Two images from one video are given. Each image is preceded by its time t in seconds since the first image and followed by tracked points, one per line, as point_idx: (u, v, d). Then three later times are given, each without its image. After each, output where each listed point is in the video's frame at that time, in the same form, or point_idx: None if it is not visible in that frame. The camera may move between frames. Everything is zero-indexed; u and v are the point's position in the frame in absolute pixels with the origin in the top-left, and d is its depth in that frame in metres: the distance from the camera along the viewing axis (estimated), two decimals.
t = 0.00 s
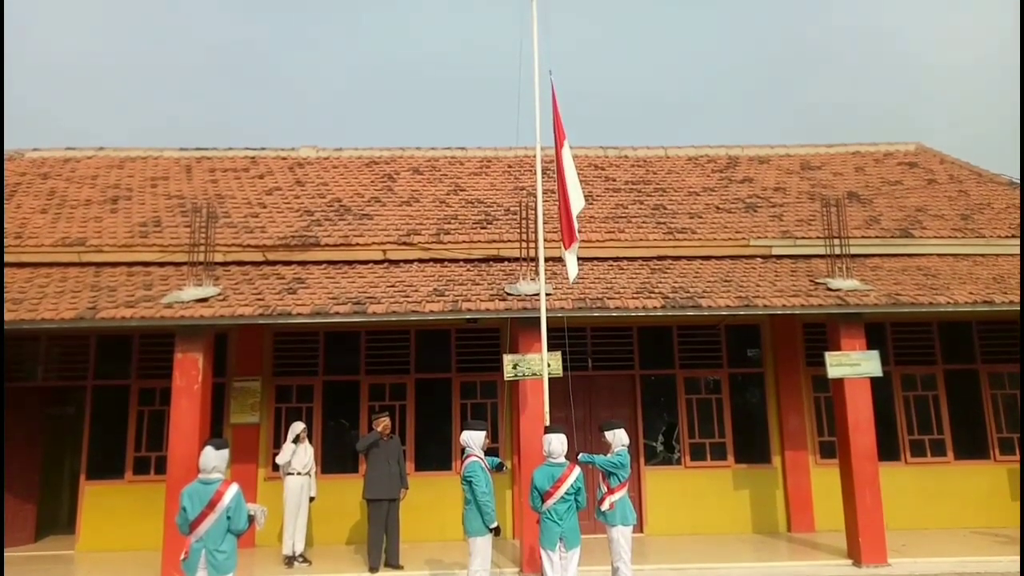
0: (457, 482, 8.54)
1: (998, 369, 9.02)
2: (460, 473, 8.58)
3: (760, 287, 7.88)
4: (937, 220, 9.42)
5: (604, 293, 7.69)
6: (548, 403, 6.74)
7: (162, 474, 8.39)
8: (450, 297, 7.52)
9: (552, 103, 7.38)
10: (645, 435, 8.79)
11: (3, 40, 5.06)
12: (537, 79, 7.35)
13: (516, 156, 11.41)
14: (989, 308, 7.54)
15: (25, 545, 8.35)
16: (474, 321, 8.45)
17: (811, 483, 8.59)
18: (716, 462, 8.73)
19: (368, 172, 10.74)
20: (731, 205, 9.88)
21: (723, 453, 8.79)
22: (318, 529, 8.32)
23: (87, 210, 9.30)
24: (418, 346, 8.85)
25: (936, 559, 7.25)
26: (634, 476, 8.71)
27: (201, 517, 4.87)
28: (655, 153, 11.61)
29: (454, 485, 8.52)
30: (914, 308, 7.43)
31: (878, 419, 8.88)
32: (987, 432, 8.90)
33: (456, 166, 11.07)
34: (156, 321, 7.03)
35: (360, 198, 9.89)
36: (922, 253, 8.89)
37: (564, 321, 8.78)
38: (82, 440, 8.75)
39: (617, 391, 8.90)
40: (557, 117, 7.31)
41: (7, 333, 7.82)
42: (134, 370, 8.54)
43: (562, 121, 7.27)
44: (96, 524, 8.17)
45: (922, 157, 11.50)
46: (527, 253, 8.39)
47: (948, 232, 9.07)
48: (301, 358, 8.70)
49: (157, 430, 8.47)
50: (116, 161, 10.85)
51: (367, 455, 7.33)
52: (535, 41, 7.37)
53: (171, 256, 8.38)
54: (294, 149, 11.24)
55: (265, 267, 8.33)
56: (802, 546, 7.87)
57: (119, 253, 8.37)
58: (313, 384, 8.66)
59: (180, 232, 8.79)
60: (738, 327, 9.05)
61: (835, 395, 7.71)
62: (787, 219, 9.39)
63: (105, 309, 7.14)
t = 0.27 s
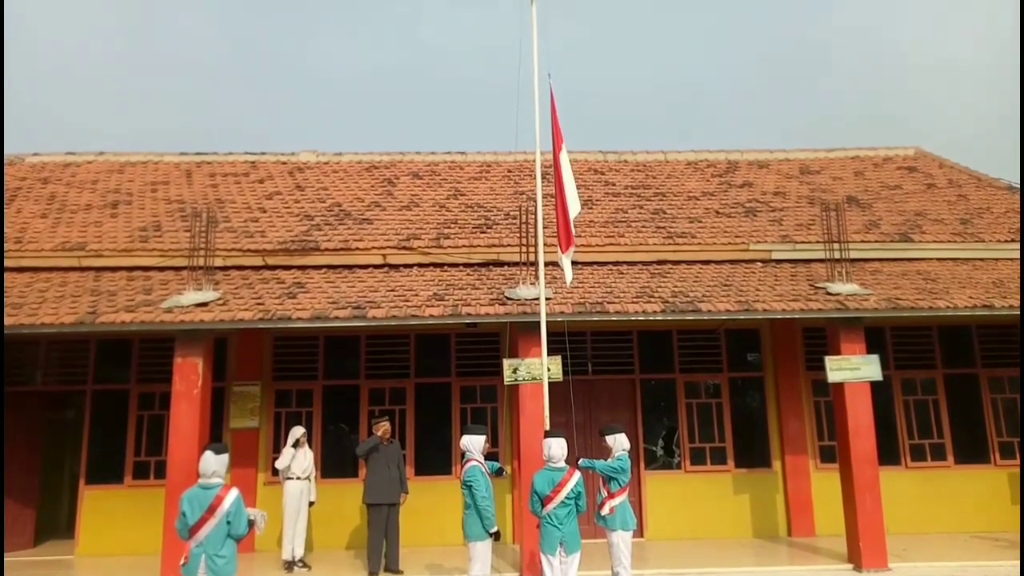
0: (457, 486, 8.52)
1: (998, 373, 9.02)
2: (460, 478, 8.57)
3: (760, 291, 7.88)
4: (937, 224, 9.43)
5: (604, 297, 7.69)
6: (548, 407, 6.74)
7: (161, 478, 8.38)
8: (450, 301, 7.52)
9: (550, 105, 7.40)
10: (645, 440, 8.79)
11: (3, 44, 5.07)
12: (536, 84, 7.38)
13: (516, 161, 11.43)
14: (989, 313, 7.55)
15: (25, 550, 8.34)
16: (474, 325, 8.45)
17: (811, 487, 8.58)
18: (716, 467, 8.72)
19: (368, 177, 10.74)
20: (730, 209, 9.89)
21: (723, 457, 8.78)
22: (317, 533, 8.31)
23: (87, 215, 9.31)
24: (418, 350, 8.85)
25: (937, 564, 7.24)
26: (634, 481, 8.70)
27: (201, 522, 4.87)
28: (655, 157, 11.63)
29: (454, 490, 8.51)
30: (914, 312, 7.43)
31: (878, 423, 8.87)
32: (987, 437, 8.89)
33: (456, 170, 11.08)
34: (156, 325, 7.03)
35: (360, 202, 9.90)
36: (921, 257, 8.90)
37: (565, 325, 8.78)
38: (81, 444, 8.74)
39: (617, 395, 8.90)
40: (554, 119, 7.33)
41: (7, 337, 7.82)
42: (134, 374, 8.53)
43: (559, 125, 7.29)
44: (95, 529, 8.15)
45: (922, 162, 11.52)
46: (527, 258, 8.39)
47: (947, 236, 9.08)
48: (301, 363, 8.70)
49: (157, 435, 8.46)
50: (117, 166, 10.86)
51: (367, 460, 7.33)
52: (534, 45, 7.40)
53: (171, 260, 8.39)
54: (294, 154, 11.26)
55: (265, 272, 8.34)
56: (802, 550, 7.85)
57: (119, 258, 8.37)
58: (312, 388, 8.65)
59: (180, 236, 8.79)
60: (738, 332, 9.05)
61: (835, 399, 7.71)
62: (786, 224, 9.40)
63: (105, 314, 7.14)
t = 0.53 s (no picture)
0: (457, 489, 8.51)
1: (999, 376, 9.01)
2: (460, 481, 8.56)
3: (760, 293, 7.88)
4: (936, 227, 9.43)
5: (604, 300, 7.69)
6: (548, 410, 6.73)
7: (161, 481, 8.37)
8: (450, 304, 7.52)
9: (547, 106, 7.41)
10: (645, 443, 8.78)
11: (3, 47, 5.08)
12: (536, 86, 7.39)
13: (516, 163, 11.43)
14: (989, 315, 7.54)
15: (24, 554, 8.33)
16: (474, 328, 8.45)
17: (812, 490, 8.57)
18: (716, 470, 8.72)
19: (368, 179, 10.75)
20: (730, 212, 9.89)
21: (723, 460, 8.77)
22: (317, 536, 8.30)
23: (87, 218, 9.30)
24: (418, 353, 8.84)
25: (938, 567, 7.23)
26: (634, 484, 8.69)
27: (201, 526, 4.86)
28: (655, 160, 11.63)
29: (454, 493, 8.50)
30: (914, 315, 7.43)
31: (878, 425, 8.86)
32: (988, 439, 8.88)
33: (456, 173, 11.09)
34: (156, 328, 7.02)
35: (359, 205, 9.90)
36: (921, 259, 8.89)
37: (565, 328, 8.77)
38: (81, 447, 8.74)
39: (617, 398, 8.89)
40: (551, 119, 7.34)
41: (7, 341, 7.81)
42: (133, 377, 8.53)
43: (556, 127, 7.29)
44: (95, 532, 8.14)
45: (921, 164, 11.52)
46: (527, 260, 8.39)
47: (947, 238, 9.08)
48: (301, 366, 8.69)
49: (156, 438, 8.46)
50: (117, 169, 10.86)
51: (367, 463, 7.32)
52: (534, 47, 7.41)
53: (171, 263, 8.39)
54: (294, 157, 11.26)
55: (265, 275, 8.34)
56: (802, 553, 7.84)
57: (119, 260, 8.37)
58: (312, 391, 8.65)
59: (180, 239, 8.79)
60: (738, 334, 9.05)
61: (835, 402, 7.70)
62: (786, 226, 9.40)
63: (105, 317, 7.14)
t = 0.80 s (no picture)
0: (456, 494, 8.50)
1: (998, 381, 9.02)
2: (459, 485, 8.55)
3: (759, 298, 7.89)
4: (935, 231, 9.44)
5: (604, 304, 7.69)
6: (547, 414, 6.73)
7: (159, 486, 8.36)
8: (449, 308, 7.52)
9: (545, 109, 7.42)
10: (644, 447, 8.77)
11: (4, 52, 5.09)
12: (535, 89, 7.40)
13: (515, 168, 11.45)
14: (988, 319, 7.55)
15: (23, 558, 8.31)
16: (473, 332, 8.45)
17: (811, 495, 8.56)
18: (716, 474, 8.71)
19: (368, 183, 10.76)
20: (730, 216, 9.90)
21: (723, 464, 8.76)
22: (316, 541, 8.28)
23: (87, 222, 9.31)
24: (417, 357, 8.84)
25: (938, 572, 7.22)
26: (634, 488, 8.68)
27: (200, 531, 4.86)
28: (655, 164, 11.65)
29: (453, 497, 8.49)
30: (913, 319, 7.44)
31: (878, 430, 8.86)
32: (987, 444, 8.88)
33: (456, 177, 11.10)
34: (156, 332, 7.03)
35: (359, 209, 9.91)
36: (920, 264, 8.90)
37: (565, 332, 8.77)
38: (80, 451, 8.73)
39: (617, 402, 8.89)
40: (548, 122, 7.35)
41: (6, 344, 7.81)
42: (133, 382, 8.53)
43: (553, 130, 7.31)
44: (93, 537, 8.13)
45: (921, 169, 11.53)
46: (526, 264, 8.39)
47: (946, 243, 9.09)
48: (300, 370, 8.69)
49: (155, 442, 8.45)
50: (117, 173, 10.87)
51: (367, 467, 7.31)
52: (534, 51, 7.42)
53: (171, 267, 8.39)
54: (294, 161, 11.27)
55: (265, 279, 8.34)
56: (802, 558, 7.83)
57: (118, 264, 8.38)
58: (312, 395, 8.64)
59: (180, 243, 8.79)
60: (738, 338, 9.05)
61: (834, 406, 7.70)
62: (785, 230, 9.41)
63: (104, 321, 7.14)
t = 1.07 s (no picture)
0: (456, 497, 8.50)
1: (998, 383, 9.01)
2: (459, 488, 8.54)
3: (759, 301, 7.89)
4: (935, 234, 9.45)
5: (603, 307, 7.69)
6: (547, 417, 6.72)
7: (159, 489, 8.35)
8: (449, 311, 7.52)
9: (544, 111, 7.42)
10: (645, 450, 8.77)
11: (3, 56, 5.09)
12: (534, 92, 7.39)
13: (515, 171, 11.45)
14: (988, 322, 7.55)
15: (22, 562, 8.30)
16: (473, 335, 8.45)
17: (812, 498, 8.55)
18: (716, 477, 8.70)
19: (368, 187, 10.76)
20: (729, 219, 9.91)
21: (723, 467, 8.76)
22: (316, 544, 8.27)
23: (87, 225, 9.31)
24: (417, 360, 8.84)
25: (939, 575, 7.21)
26: (634, 492, 8.67)
27: (200, 534, 4.85)
28: (654, 168, 11.66)
29: (453, 501, 8.48)
30: (913, 322, 7.44)
31: (878, 432, 8.86)
32: (988, 447, 8.87)
33: (456, 181, 11.10)
34: (155, 336, 7.02)
35: (359, 212, 9.92)
36: (920, 267, 8.91)
37: (565, 336, 8.77)
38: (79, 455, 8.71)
39: (617, 405, 8.88)
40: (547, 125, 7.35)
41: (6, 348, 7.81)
42: (132, 385, 8.52)
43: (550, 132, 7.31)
44: (93, 540, 8.12)
45: (920, 172, 11.54)
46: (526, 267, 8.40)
47: (946, 246, 9.10)
48: (300, 373, 8.69)
49: (155, 445, 8.44)
50: (117, 176, 10.88)
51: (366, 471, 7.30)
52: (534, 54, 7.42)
53: (171, 270, 8.39)
54: (294, 164, 11.28)
55: (265, 282, 8.34)
56: (803, 562, 7.82)
57: (118, 268, 8.38)
58: (311, 399, 8.64)
59: (180, 247, 8.80)
60: (738, 342, 9.05)
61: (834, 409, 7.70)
62: (785, 233, 9.42)
63: (104, 324, 7.14)
